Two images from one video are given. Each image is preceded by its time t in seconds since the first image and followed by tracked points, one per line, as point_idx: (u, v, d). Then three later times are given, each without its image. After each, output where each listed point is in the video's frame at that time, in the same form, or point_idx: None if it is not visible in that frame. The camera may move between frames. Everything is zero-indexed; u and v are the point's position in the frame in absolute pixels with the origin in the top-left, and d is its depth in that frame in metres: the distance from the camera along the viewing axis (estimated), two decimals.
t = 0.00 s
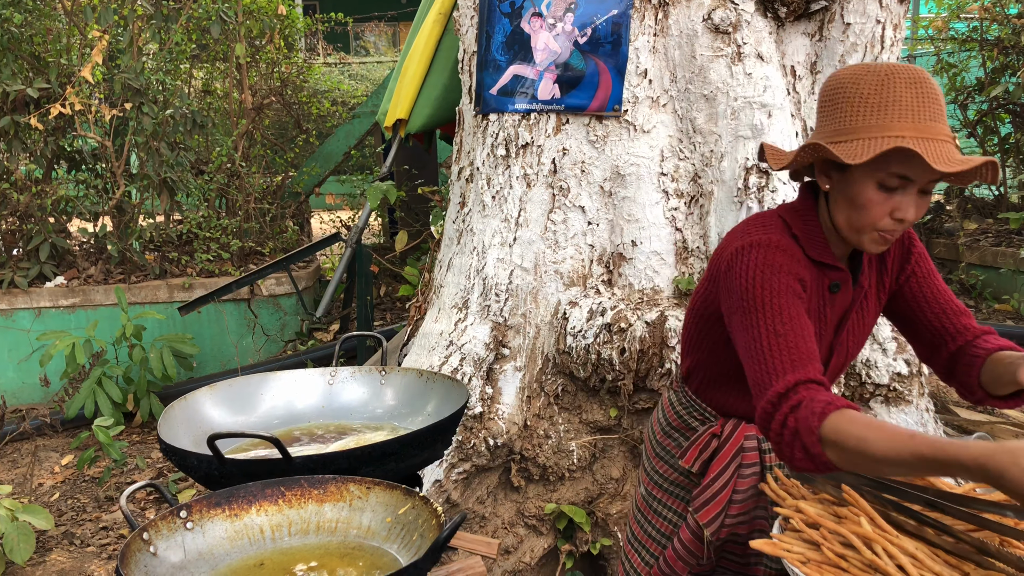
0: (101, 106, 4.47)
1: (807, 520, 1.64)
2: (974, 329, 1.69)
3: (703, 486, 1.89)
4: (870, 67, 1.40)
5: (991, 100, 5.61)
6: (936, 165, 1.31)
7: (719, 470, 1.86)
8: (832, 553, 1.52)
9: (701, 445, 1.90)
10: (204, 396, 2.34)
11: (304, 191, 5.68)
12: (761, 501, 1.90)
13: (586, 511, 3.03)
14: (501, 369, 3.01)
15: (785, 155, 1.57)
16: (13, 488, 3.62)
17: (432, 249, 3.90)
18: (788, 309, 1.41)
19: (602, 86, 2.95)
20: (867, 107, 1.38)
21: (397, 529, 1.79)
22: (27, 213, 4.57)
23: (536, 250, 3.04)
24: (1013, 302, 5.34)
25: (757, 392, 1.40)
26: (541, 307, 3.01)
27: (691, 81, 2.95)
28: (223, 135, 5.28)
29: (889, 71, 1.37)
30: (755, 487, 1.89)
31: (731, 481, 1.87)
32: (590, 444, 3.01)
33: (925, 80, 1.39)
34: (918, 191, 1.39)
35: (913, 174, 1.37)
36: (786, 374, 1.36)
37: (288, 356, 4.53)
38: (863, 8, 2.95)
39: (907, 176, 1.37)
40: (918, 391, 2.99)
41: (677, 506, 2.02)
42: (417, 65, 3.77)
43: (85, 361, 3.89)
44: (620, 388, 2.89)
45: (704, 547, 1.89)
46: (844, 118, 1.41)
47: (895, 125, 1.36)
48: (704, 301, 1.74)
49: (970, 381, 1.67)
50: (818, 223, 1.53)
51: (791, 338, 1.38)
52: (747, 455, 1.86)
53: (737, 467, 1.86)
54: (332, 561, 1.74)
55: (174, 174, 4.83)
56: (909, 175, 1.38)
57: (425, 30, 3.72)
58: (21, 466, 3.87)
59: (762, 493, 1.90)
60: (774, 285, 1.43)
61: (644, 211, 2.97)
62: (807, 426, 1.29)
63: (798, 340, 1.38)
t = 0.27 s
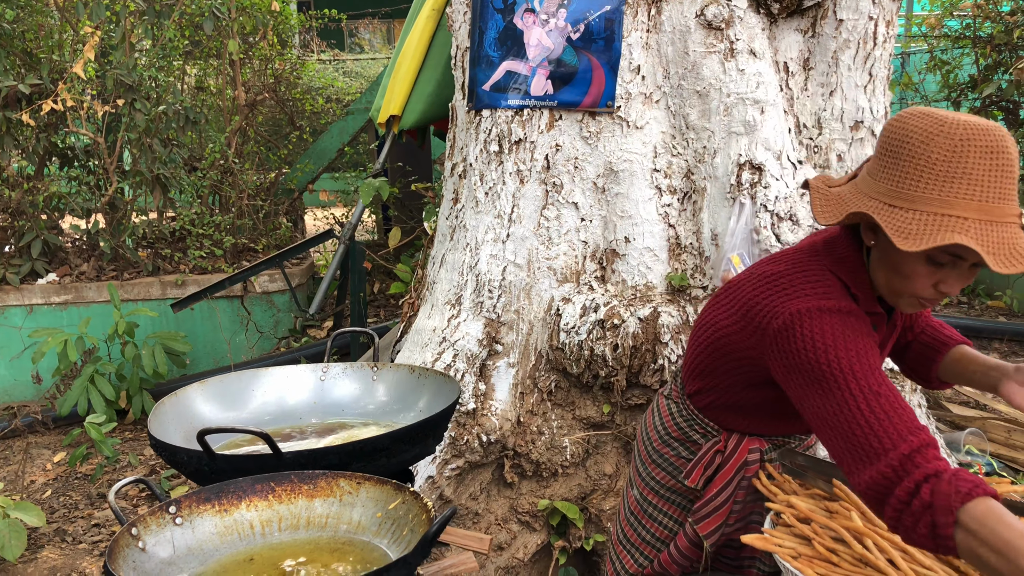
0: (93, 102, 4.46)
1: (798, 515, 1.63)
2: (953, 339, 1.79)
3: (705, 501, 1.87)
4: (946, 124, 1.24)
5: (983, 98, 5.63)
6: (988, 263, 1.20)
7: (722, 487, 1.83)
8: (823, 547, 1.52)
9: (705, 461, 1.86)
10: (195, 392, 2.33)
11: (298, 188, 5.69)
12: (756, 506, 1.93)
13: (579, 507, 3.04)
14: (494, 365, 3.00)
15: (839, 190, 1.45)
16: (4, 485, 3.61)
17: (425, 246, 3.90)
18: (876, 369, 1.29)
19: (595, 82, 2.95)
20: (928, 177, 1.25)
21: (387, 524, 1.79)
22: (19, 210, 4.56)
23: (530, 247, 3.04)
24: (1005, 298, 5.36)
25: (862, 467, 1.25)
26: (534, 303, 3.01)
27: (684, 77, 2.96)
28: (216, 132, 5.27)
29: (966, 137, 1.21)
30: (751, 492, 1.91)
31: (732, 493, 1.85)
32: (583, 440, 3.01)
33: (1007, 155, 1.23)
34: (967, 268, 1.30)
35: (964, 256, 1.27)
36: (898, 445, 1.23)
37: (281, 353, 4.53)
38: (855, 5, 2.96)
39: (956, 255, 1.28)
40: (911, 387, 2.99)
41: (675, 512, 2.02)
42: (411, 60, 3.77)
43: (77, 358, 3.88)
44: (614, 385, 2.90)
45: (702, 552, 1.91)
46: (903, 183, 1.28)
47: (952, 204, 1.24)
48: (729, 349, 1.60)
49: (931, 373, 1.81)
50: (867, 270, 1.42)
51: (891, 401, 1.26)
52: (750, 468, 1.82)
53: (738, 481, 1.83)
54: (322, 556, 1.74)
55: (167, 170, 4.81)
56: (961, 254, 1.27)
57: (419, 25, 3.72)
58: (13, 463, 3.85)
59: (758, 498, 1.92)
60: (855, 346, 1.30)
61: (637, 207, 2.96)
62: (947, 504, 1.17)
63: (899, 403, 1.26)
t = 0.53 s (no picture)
0: (80, 94, 4.43)
1: (783, 503, 1.63)
2: (892, 338, 1.87)
3: (687, 484, 1.89)
4: (913, 113, 1.15)
5: (970, 90, 5.66)
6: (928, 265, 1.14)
7: (699, 471, 1.85)
8: (808, 535, 1.51)
9: (684, 445, 1.89)
10: (182, 383, 2.33)
11: (287, 180, 5.68)
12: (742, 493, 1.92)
13: (568, 497, 3.07)
14: (483, 357, 3.01)
15: (807, 165, 1.37)
16: None
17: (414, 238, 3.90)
18: (768, 331, 1.27)
19: (584, 74, 2.96)
20: (886, 170, 1.17)
21: (374, 513, 1.79)
22: (6, 202, 4.53)
23: (519, 238, 3.04)
24: (991, 289, 5.40)
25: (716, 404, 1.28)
26: (523, 294, 3.02)
27: (673, 68, 2.97)
28: (204, 124, 5.25)
29: (930, 131, 1.13)
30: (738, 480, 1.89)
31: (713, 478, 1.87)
32: (572, 431, 3.04)
33: (967, 154, 1.14)
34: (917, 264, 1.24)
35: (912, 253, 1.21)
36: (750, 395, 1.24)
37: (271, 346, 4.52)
38: None
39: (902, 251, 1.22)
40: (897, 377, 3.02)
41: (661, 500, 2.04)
42: (400, 52, 3.76)
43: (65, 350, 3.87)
44: (603, 375, 2.92)
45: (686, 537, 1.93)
46: (862, 173, 1.21)
47: (906, 200, 1.16)
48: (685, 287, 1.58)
49: (866, 365, 1.90)
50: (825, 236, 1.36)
51: (765, 360, 1.26)
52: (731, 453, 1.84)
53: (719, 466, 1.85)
54: (310, 545, 1.75)
55: (155, 163, 4.79)
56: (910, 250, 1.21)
57: (408, 16, 3.74)
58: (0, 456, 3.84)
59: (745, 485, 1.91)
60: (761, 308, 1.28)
61: (625, 198, 2.97)
62: (759, 444, 1.20)
63: (771, 364, 1.26)
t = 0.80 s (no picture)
0: (64, 85, 4.40)
1: (767, 488, 1.62)
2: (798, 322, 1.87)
3: (642, 453, 1.91)
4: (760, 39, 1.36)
5: (957, 80, 5.69)
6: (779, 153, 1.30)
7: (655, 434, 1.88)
8: (791, 519, 1.50)
9: (635, 412, 1.91)
10: (167, 374, 2.33)
11: (274, 171, 5.67)
12: (705, 461, 1.95)
13: (556, 486, 3.08)
14: (471, 347, 3.00)
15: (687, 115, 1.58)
16: None
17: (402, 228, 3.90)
18: (621, 267, 1.57)
19: (570, 63, 2.95)
20: (740, 86, 1.36)
21: (360, 501, 1.80)
22: None
23: (506, 228, 3.03)
24: (977, 278, 5.44)
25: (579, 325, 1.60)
26: (511, 284, 3.01)
27: (659, 58, 2.98)
28: (190, 115, 5.22)
29: (770, 49, 1.33)
30: (697, 448, 1.93)
31: (669, 445, 1.89)
32: (561, 420, 3.07)
33: (810, 65, 1.33)
34: (789, 168, 1.39)
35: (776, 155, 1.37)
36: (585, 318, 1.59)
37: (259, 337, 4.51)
38: None
39: (767, 155, 1.38)
40: (882, 364, 3.05)
41: (622, 476, 2.05)
42: (386, 42, 3.75)
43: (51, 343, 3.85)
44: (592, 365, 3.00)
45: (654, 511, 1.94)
46: (725, 93, 1.39)
47: (761, 111, 1.34)
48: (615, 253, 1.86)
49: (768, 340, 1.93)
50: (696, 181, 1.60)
51: (610, 293, 1.58)
52: (682, 418, 1.90)
53: (672, 430, 1.90)
54: (295, 533, 1.75)
55: (141, 154, 4.76)
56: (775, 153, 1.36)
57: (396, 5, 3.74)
58: None
59: (705, 453, 1.94)
60: (613, 242, 1.57)
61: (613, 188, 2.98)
62: (590, 362, 1.57)
63: (615, 295, 1.58)
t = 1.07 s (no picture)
0: (51, 77, 4.37)
1: (756, 475, 1.59)
2: (766, 323, 1.89)
3: (597, 419, 1.99)
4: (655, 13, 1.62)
5: (945, 70, 5.72)
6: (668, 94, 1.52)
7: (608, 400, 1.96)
8: (779, 505, 1.48)
9: (590, 380, 2.01)
10: (156, 364, 2.33)
11: (264, 163, 5.66)
12: (662, 434, 2.02)
13: (548, 476, 3.09)
14: (462, 338, 3.00)
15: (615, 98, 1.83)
16: None
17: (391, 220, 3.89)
18: (586, 243, 1.74)
19: (560, 53, 2.95)
20: (641, 51, 1.61)
21: (350, 489, 1.80)
22: None
23: (497, 219, 3.03)
24: (965, 267, 5.48)
25: (563, 307, 1.76)
26: (502, 275, 3.01)
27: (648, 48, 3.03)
28: (179, 107, 5.20)
29: (661, 16, 1.59)
30: (652, 418, 2.00)
31: (622, 411, 1.98)
32: (552, 411, 3.08)
33: (696, 25, 1.58)
34: (692, 117, 1.60)
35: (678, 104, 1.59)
36: (583, 296, 1.71)
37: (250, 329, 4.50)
38: None
39: (672, 106, 1.60)
40: (871, 353, 3.06)
41: (581, 447, 2.12)
42: (375, 34, 3.75)
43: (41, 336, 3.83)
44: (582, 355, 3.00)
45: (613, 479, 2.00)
46: (634, 61, 1.65)
47: (656, 65, 1.59)
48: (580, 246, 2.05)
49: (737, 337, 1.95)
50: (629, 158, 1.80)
51: (584, 269, 1.73)
52: (635, 385, 1.98)
53: (625, 397, 1.98)
54: (286, 520, 1.75)
55: (129, 146, 4.73)
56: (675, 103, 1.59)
57: None
58: None
59: (661, 425, 2.01)
60: (569, 217, 1.75)
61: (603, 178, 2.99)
62: (595, 342, 1.68)
63: (590, 271, 1.73)
